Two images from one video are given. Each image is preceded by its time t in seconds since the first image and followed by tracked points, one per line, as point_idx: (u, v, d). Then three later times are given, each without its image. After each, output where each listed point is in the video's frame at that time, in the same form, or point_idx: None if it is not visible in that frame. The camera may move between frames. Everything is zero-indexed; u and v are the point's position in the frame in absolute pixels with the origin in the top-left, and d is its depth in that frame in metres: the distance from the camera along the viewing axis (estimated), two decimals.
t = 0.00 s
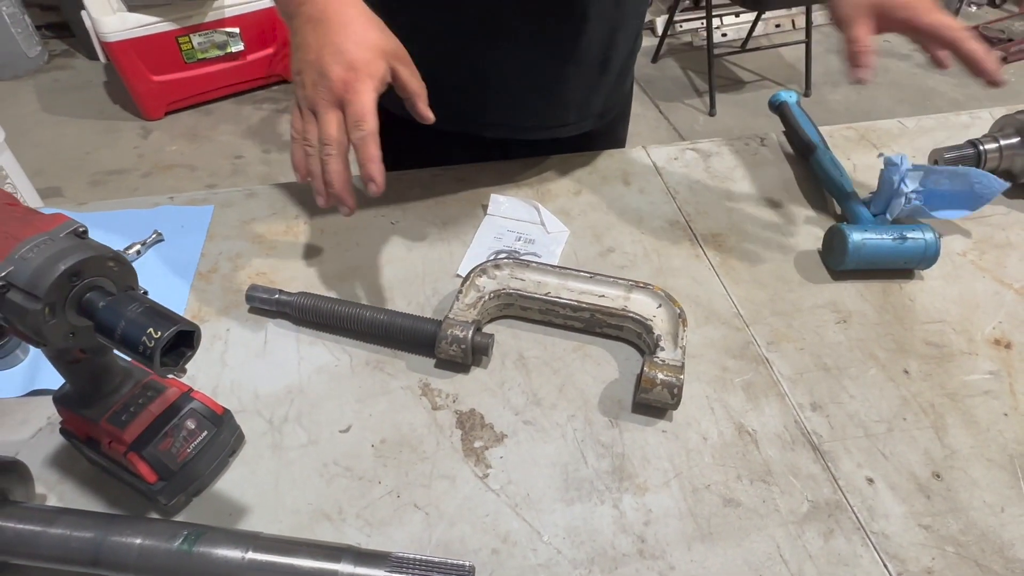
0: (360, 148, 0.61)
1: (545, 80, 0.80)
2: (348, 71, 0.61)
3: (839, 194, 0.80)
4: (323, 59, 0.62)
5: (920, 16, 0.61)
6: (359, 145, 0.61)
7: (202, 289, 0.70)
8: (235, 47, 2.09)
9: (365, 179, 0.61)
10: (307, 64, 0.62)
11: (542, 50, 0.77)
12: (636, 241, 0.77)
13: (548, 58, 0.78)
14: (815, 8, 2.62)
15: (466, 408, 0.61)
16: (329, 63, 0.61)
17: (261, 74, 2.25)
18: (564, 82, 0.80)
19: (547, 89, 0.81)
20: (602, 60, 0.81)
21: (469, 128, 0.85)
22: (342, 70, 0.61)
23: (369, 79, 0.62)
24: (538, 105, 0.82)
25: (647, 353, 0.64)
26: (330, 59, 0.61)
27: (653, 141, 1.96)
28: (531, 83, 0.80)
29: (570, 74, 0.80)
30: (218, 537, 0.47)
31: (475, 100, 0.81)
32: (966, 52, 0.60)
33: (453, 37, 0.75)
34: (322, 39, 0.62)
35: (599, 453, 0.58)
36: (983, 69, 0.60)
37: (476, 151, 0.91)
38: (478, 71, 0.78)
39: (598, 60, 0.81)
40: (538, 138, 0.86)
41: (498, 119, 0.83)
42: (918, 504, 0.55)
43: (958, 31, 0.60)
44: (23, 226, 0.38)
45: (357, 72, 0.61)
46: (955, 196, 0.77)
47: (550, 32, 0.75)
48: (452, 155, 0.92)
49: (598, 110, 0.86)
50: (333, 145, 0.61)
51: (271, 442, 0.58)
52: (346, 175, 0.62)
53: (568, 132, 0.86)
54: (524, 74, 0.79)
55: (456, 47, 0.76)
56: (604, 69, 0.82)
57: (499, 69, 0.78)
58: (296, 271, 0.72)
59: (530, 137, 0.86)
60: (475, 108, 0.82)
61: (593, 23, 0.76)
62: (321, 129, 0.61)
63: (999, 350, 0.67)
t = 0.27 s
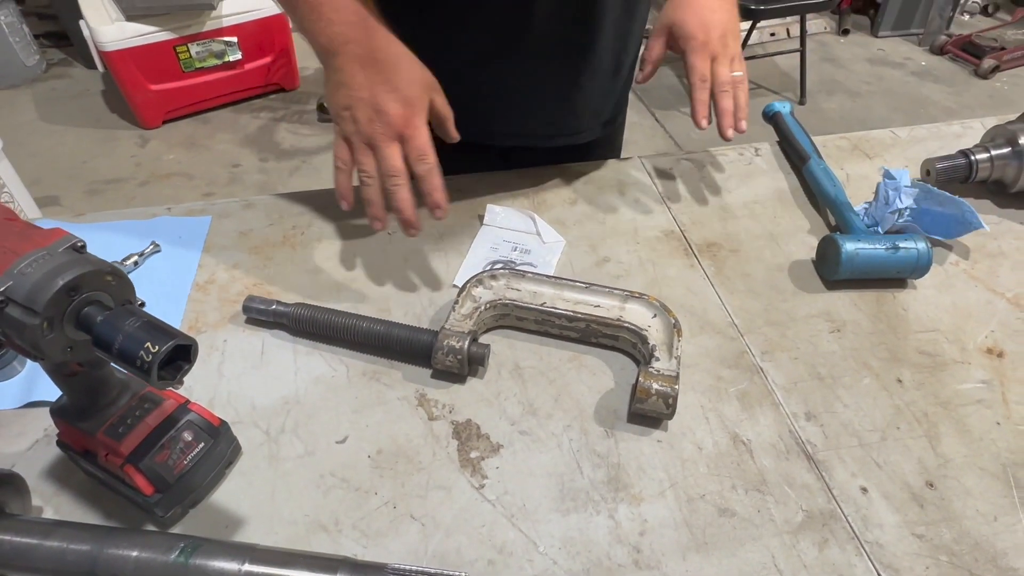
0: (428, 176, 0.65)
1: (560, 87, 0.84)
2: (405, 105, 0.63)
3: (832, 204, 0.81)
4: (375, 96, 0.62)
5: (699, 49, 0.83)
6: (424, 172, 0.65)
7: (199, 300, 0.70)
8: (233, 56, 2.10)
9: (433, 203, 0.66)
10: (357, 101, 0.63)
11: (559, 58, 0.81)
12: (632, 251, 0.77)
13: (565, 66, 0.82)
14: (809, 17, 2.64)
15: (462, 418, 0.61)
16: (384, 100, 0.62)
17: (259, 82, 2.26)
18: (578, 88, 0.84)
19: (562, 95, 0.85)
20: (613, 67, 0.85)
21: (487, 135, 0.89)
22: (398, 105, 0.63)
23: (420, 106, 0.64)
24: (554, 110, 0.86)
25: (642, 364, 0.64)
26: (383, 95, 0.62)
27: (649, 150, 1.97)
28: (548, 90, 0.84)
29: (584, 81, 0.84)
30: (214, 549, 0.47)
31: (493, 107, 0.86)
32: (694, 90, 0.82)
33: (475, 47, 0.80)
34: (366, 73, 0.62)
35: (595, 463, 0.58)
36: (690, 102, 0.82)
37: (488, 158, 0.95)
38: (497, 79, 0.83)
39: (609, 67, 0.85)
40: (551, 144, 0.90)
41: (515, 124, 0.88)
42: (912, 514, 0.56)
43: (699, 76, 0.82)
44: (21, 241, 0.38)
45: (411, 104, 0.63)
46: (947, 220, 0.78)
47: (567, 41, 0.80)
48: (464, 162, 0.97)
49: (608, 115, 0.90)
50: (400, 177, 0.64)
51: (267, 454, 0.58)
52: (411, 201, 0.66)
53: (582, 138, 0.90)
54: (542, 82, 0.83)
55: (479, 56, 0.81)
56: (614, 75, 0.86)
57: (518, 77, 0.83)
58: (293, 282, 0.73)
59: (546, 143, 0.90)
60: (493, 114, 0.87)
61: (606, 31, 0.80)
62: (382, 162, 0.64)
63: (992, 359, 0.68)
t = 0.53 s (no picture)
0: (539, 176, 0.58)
1: (563, 98, 0.85)
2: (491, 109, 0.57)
3: (827, 212, 0.82)
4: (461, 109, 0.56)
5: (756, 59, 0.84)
6: (533, 168, 0.58)
7: (201, 309, 0.71)
8: (231, 65, 2.11)
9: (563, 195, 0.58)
10: (443, 120, 0.56)
11: (562, 71, 0.83)
12: (630, 258, 0.78)
13: (568, 77, 0.83)
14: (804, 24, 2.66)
15: (463, 426, 0.62)
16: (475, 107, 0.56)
17: (257, 91, 2.27)
18: (580, 97, 0.86)
19: (565, 106, 0.86)
20: (612, 73, 0.87)
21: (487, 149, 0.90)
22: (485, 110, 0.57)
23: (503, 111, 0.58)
24: (556, 120, 0.88)
25: (641, 371, 0.65)
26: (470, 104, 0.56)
27: (646, 156, 1.98)
28: (551, 101, 0.85)
29: (586, 89, 0.86)
30: (218, 557, 0.47)
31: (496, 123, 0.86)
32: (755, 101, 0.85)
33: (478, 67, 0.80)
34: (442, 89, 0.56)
35: (595, 470, 0.59)
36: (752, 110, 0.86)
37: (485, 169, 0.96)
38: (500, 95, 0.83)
39: (608, 73, 0.87)
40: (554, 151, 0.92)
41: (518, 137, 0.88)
42: (908, 518, 0.56)
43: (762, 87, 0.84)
44: (27, 254, 0.38)
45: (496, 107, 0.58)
46: (941, 226, 0.79)
47: (570, 53, 0.81)
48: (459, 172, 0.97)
49: (609, 119, 0.92)
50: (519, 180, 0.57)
51: (269, 463, 0.58)
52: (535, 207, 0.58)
53: (583, 143, 0.92)
54: (546, 95, 0.84)
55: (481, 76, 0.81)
56: (614, 81, 0.88)
57: (523, 93, 0.83)
58: (294, 291, 0.73)
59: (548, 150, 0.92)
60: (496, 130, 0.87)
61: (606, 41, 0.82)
62: (490, 173, 0.56)
63: (986, 365, 0.68)
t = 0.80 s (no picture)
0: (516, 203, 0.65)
1: (589, 92, 0.86)
2: (479, 140, 0.65)
3: (828, 212, 0.83)
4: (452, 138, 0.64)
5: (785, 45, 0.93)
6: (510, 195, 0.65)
7: (210, 311, 0.71)
8: (232, 70, 2.12)
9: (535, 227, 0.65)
10: (435, 141, 0.63)
11: (587, 65, 0.83)
12: (633, 259, 0.79)
13: (594, 71, 0.84)
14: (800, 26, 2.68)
15: (471, 425, 0.62)
16: (463, 138, 0.64)
17: (257, 96, 2.28)
18: (606, 91, 0.87)
19: (590, 100, 0.87)
20: (635, 69, 0.88)
21: (513, 148, 0.90)
22: (472, 141, 0.64)
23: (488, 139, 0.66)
24: (581, 117, 0.88)
25: (647, 370, 0.65)
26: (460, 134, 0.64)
27: (645, 159, 1.99)
28: (577, 96, 0.86)
29: (611, 83, 0.86)
30: (233, 555, 0.48)
31: (523, 120, 0.86)
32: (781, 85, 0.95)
33: (505, 62, 0.80)
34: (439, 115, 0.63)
35: (602, 468, 0.59)
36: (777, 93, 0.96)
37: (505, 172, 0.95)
38: (528, 91, 0.84)
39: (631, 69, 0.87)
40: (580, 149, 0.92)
41: (546, 134, 0.88)
42: (913, 513, 0.57)
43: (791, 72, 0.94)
44: (48, 256, 0.39)
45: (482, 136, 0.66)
46: (940, 226, 0.80)
47: (596, 46, 0.82)
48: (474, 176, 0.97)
49: (632, 117, 0.93)
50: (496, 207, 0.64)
51: (280, 463, 0.59)
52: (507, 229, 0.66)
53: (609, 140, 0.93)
54: (572, 89, 0.85)
55: (509, 72, 0.81)
56: (638, 78, 0.89)
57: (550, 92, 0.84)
58: (301, 293, 0.74)
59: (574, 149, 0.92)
60: (523, 127, 0.87)
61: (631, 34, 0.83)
62: (473, 195, 0.64)
63: (987, 362, 0.69)
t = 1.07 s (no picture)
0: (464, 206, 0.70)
1: (579, 102, 0.87)
2: (440, 139, 0.68)
3: (824, 209, 0.84)
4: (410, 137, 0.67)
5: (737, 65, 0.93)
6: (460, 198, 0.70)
7: (218, 312, 0.72)
8: (228, 75, 2.13)
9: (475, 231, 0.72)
10: (396, 140, 0.67)
11: (578, 74, 0.85)
12: (634, 257, 0.80)
13: (584, 80, 0.86)
14: (792, 29, 2.71)
15: (478, 420, 0.63)
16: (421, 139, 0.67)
17: (254, 100, 2.29)
18: (596, 100, 0.88)
19: (582, 109, 0.88)
20: (625, 78, 0.90)
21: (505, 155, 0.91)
22: (432, 141, 0.67)
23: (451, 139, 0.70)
24: (573, 125, 0.90)
25: (650, 364, 0.67)
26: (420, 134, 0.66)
27: (640, 160, 2.01)
28: (568, 105, 0.87)
29: (601, 92, 0.88)
30: (249, 548, 0.49)
31: (515, 129, 0.88)
32: (727, 104, 0.95)
33: (498, 72, 0.82)
34: (401, 115, 0.66)
35: (608, 460, 0.61)
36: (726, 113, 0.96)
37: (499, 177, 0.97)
38: (520, 101, 0.85)
39: (621, 78, 0.89)
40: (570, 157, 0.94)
41: (537, 143, 0.90)
42: (911, 500, 0.58)
43: (738, 92, 0.93)
44: (71, 254, 0.40)
45: (444, 136, 0.68)
46: (933, 222, 0.81)
47: (586, 56, 0.84)
48: (471, 179, 0.99)
49: (622, 125, 0.95)
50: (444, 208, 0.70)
51: (291, 458, 0.60)
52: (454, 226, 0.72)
53: (597, 148, 0.94)
54: (562, 98, 0.86)
55: (501, 82, 0.83)
56: (626, 85, 0.91)
57: (540, 101, 0.86)
58: (308, 293, 0.75)
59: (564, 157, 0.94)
60: (516, 135, 0.89)
61: (621, 44, 0.85)
62: (426, 193, 0.69)
63: (981, 354, 0.71)
